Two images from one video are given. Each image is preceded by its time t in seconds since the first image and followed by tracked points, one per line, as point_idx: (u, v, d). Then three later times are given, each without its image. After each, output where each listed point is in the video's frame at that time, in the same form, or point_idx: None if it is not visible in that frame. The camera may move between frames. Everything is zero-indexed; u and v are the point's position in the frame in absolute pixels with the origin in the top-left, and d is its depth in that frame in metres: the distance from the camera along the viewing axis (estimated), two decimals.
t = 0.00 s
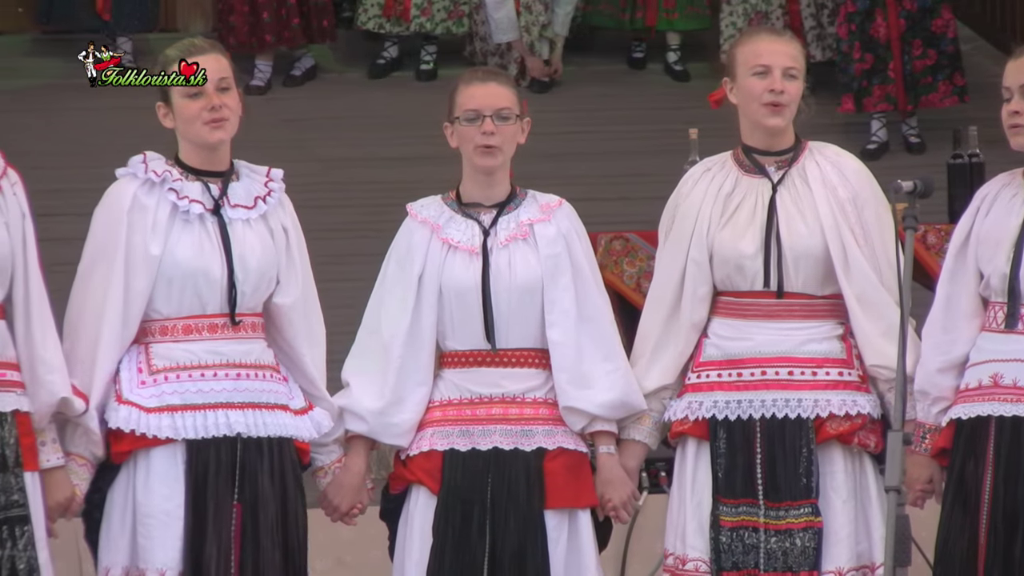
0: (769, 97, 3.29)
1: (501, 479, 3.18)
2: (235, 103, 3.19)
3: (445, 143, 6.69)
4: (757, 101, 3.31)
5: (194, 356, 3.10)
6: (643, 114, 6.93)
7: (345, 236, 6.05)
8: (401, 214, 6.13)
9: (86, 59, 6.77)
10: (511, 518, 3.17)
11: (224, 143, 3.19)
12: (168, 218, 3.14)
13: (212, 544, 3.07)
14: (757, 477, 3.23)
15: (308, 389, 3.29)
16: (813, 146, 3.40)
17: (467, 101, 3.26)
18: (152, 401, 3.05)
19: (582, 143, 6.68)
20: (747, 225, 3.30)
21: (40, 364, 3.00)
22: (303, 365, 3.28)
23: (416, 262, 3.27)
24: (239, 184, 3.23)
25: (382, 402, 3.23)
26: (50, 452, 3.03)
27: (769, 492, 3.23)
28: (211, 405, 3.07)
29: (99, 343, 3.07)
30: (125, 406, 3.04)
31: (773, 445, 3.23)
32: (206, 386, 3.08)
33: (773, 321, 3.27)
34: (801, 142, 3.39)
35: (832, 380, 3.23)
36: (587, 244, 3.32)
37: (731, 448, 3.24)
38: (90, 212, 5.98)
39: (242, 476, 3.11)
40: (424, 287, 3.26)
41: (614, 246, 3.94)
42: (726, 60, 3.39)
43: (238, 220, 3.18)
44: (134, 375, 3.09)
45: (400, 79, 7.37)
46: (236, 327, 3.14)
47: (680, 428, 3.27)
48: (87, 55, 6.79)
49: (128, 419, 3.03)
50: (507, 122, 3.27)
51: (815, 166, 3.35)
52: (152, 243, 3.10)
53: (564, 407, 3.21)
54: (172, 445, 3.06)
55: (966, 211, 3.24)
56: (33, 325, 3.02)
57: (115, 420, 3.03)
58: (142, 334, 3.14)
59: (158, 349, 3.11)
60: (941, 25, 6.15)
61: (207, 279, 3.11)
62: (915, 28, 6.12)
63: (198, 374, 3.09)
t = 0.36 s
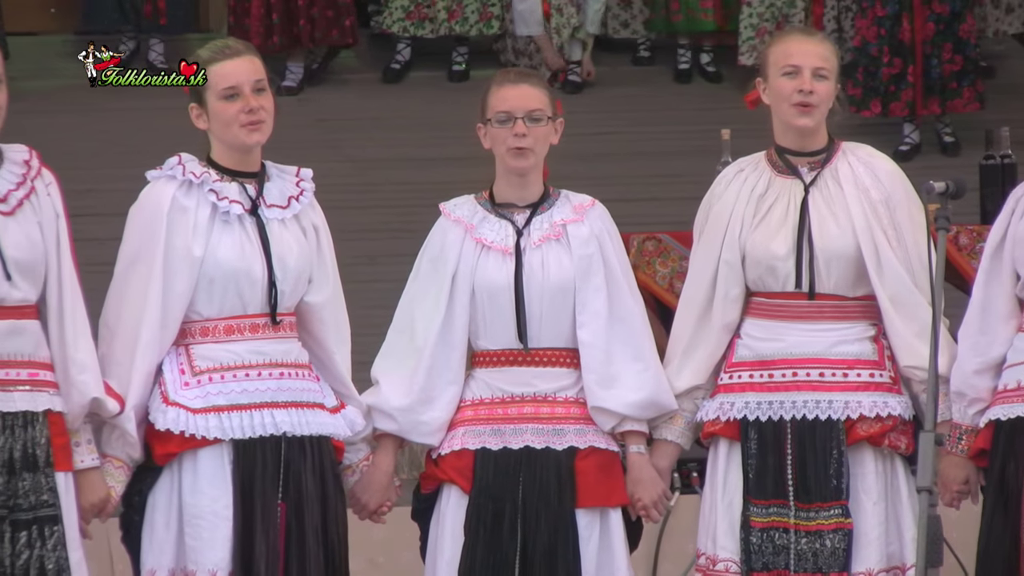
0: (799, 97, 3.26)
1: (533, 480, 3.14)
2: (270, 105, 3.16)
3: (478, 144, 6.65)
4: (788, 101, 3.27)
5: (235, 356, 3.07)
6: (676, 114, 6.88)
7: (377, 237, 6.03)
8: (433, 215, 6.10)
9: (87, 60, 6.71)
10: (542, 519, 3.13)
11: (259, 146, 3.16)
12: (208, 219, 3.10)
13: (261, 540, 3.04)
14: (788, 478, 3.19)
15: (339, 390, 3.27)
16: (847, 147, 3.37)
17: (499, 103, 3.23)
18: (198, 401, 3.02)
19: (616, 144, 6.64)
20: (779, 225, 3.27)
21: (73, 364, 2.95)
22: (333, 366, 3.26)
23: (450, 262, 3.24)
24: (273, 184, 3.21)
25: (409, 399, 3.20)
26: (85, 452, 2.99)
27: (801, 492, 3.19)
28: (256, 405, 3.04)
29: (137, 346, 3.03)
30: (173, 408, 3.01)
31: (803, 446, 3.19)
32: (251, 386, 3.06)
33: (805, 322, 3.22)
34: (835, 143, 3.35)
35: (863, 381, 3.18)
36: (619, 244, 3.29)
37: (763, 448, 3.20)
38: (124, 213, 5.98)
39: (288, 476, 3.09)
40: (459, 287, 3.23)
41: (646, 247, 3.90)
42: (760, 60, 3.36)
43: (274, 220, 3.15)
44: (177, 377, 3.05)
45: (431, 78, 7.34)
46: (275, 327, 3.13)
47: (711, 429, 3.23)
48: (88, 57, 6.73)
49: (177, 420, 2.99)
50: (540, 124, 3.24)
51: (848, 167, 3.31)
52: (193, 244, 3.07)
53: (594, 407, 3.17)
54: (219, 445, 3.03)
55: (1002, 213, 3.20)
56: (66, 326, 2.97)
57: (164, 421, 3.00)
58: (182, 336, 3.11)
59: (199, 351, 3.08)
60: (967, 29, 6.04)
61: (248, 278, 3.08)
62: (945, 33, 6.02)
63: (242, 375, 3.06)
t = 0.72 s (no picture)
0: (824, 99, 3.22)
1: (565, 482, 3.11)
2: (303, 110, 3.14)
3: (509, 147, 6.63)
4: (814, 104, 3.23)
5: (274, 358, 3.06)
6: (707, 116, 6.84)
7: (408, 240, 6.01)
8: (464, 217, 6.08)
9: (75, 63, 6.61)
10: (574, 522, 3.11)
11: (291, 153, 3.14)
12: (244, 222, 3.09)
13: (305, 540, 3.03)
14: (815, 482, 3.17)
15: (366, 389, 3.27)
16: (878, 149, 3.32)
17: (530, 103, 3.21)
18: (239, 404, 3.00)
19: (647, 146, 6.61)
20: (810, 228, 3.23)
21: (108, 366, 2.93)
22: (363, 365, 3.26)
23: (483, 263, 3.22)
24: (303, 186, 3.19)
25: (440, 400, 3.20)
26: (120, 455, 2.98)
27: (828, 496, 3.16)
28: (297, 406, 3.03)
29: (174, 350, 3.01)
30: (216, 410, 2.99)
31: (831, 450, 3.16)
32: (292, 387, 3.04)
33: (834, 325, 3.18)
34: (864, 145, 3.31)
35: (891, 385, 3.14)
36: (649, 247, 3.26)
37: (791, 452, 3.18)
38: (157, 214, 5.98)
39: (326, 474, 3.07)
40: (490, 290, 3.21)
41: (676, 249, 3.88)
42: (789, 62, 3.32)
43: (307, 222, 3.14)
44: (217, 379, 3.04)
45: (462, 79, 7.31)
46: (312, 329, 3.12)
47: (741, 432, 3.21)
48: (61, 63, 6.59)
49: (221, 423, 2.98)
50: (573, 125, 3.21)
51: (878, 168, 3.27)
52: (232, 247, 3.05)
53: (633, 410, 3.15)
54: (262, 447, 3.02)
55: None
56: (101, 328, 2.95)
57: (208, 424, 2.98)
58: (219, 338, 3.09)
59: (237, 353, 3.06)
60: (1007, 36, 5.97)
61: (286, 280, 3.07)
62: (986, 39, 5.94)
63: (283, 376, 3.05)
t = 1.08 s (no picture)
0: (833, 104, 3.23)
1: (591, 485, 3.11)
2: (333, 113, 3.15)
3: (535, 150, 6.63)
4: (825, 107, 3.25)
5: (302, 362, 3.07)
6: (734, 121, 6.83)
7: (433, 244, 6.02)
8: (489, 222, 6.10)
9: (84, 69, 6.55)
10: (600, 525, 3.11)
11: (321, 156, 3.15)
12: (274, 227, 3.09)
13: (335, 547, 3.04)
14: (838, 485, 3.16)
15: (391, 394, 3.27)
16: (904, 151, 3.29)
17: (563, 100, 3.24)
18: (268, 408, 3.01)
19: (673, 150, 6.61)
20: (836, 231, 3.23)
21: (134, 370, 2.95)
22: (387, 365, 3.27)
23: (508, 267, 3.22)
24: (331, 190, 3.20)
25: (466, 401, 3.22)
26: (146, 459, 2.99)
27: (851, 499, 3.16)
28: (326, 411, 3.04)
29: (203, 351, 3.02)
30: (246, 415, 3.00)
31: (854, 453, 3.15)
32: (320, 392, 3.05)
33: (859, 329, 3.18)
34: (891, 148, 3.28)
35: (915, 390, 3.14)
36: (677, 251, 3.26)
37: (815, 455, 3.18)
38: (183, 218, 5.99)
39: (355, 480, 3.08)
40: (516, 293, 3.21)
41: (702, 252, 3.86)
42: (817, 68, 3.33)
43: (335, 225, 3.15)
44: (246, 383, 3.05)
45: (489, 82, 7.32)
46: (339, 334, 3.13)
47: (767, 434, 3.22)
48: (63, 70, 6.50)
49: (251, 428, 2.98)
50: (604, 123, 3.22)
51: (904, 171, 3.24)
52: (263, 253, 3.06)
53: (664, 413, 3.18)
54: (290, 451, 3.03)
55: None
56: (128, 335, 2.97)
57: (238, 429, 2.99)
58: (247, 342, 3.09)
59: (263, 357, 3.07)
60: None
61: (314, 286, 3.08)
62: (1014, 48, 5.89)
63: (311, 381, 3.06)
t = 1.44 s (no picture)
0: (870, 108, 3.21)
1: (623, 483, 3.10)
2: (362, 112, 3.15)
3: (566, 151, 6.62)
4: (861, 111, 3.23)
5: (327, 364, 3.06)
6: (765, 121, 6.80)
7: (464, 245, 6.01)
8: (520, 222, 6.09)
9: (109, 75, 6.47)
10: (632, 520, 3.10)
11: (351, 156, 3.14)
12: (301, 226, 3.09)
13: (354, 549, 3.05)
14: (869, 483, 3.14)
15: (420, 390, 3.28)
16: (938, 150, 3.27)
17: (593, 108, 3.22)
18: (292, 410, 3.01)
19: (704, 151, 6.57)
20: (869, 227, 3.20)
21: (174, 370, 2.94)
22: (417, 367, 3.27)
23: (539, 263, 3.21)
24: (363, 188, 3.19)
25: (497, 401, 3.20)
26: (182, 460, 2.98)
27: (882, 497, 3.14)
28: (350, 412, 3.03)
29: (235, 349, 3.02)
30: (268, 418, 3.00)
31: (886, 452, 3.14)
32: (345, 393, 3.04)
33: (892, 326, 3.16)
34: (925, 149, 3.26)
35: (947, 389, 3.11)
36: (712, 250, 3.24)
37: (847, 454, 3.16)
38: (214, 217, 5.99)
39: (377, 480, 3.08)
40: (547, 291, 3.20)
41: (733, 253, 3.86)
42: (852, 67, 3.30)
43: (364, 225, 3.13)
44: (270, 386, 3.05)
45: (517, 83, 7.30)
46: (365, 333, 3.12)
47: (798, 433, 3.20)
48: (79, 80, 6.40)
49: (273, 431, 2.98)
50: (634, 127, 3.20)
51: (937, 169, 3.22)
52: (288, 252, 3.05)
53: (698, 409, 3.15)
54: (314, 454, 3.02)
55: None
56: (168, 332, 2.97)
57: (260, 432, 2.99)
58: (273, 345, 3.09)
59: (289, 358, 3.07)
60: None
61: (340, 287, 3.07)
62: None
63: (336, 382, 3.05)
